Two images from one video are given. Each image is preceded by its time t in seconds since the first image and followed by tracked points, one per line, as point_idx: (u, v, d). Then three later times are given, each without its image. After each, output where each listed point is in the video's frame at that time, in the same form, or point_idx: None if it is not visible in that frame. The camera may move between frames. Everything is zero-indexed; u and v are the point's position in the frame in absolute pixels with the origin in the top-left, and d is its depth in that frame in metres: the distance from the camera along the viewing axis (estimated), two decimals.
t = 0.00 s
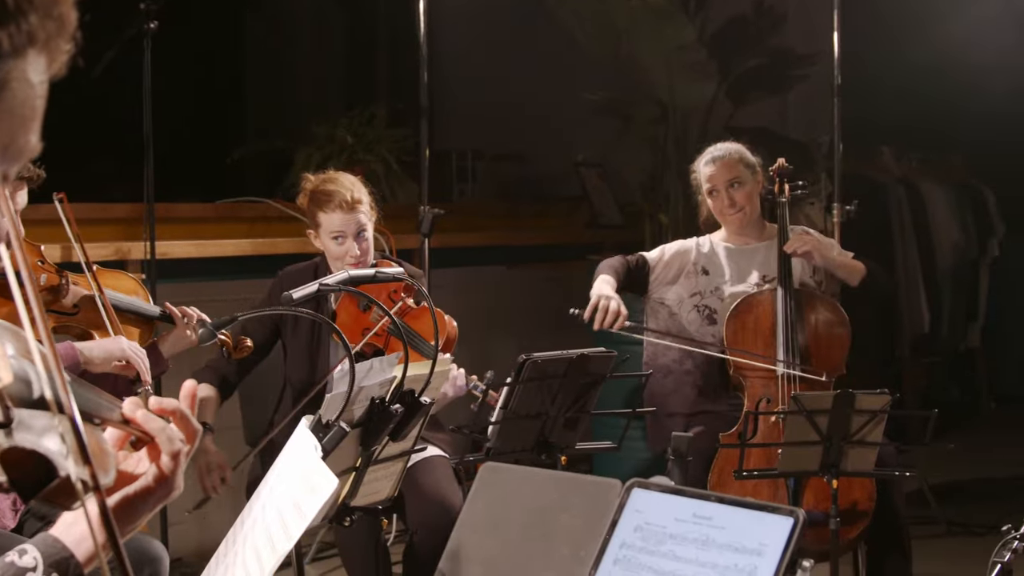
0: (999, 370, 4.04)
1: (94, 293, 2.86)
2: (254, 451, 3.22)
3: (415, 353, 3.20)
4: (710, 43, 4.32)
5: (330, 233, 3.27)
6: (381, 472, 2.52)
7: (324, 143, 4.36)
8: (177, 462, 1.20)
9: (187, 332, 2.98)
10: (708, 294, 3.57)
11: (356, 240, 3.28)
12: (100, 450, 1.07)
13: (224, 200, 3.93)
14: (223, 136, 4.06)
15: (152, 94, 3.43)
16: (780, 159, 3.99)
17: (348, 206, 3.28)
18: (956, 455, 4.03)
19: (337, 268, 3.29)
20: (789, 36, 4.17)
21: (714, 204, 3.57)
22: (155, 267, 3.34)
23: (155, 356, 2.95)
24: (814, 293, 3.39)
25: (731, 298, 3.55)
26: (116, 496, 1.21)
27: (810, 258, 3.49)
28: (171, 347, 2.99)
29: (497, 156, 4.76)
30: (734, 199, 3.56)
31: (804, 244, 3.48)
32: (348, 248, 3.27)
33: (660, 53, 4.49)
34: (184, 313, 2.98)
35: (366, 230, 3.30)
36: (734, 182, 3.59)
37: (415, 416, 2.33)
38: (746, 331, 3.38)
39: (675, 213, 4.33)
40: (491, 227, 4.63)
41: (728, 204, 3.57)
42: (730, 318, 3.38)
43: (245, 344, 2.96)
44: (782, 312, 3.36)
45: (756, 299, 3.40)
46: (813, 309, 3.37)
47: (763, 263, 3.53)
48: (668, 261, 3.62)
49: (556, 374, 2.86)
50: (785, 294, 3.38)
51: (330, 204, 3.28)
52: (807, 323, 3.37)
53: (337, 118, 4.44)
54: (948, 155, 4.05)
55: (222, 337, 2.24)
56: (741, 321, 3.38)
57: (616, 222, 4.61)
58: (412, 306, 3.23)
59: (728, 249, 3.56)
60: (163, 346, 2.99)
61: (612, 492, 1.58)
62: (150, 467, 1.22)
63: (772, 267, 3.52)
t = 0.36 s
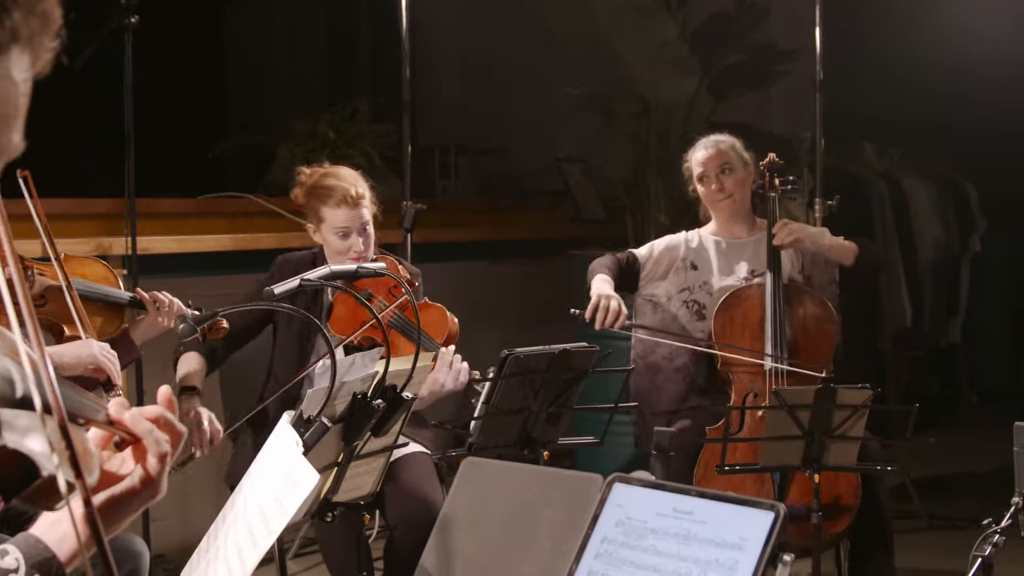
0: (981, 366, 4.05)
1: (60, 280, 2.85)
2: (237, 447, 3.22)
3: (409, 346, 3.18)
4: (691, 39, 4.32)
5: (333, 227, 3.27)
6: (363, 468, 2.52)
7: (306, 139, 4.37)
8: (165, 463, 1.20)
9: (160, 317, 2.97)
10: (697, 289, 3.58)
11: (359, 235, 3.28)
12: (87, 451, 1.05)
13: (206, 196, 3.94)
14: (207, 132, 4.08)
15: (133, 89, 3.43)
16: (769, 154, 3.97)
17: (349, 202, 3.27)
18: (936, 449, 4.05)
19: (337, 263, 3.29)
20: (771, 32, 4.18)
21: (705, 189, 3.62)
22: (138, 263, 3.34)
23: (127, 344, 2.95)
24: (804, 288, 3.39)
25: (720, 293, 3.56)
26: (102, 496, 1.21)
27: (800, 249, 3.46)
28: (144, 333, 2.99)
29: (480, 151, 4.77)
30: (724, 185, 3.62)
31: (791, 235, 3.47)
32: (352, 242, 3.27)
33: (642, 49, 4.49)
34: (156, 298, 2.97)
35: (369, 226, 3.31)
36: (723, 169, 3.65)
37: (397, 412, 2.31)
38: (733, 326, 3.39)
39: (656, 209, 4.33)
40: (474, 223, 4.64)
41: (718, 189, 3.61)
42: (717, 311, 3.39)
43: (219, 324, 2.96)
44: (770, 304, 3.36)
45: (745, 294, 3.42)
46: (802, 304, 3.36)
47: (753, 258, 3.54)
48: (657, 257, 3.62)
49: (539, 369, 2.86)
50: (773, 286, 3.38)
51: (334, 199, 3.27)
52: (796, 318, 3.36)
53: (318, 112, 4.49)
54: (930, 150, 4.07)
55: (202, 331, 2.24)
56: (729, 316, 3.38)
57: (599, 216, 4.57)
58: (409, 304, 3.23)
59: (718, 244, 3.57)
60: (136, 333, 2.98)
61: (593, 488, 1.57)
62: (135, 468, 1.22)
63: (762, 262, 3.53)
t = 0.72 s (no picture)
0: (965, 361, 4.05)
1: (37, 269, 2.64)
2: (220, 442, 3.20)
3: (441, 341, 3.08)
4: (678, 36, 4.32)
5: (353, 220, 3.10)
6: (347, 465, 2.51)
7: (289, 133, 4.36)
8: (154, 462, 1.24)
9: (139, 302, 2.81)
10: (690, 289, 3.45)
11: (376, 230, 3.13)
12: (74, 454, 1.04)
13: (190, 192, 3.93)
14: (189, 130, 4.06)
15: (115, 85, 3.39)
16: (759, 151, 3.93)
17: (367, 194, 3.12)
18: (921, 446, 4.06)
19: (352, 256, 3.11)
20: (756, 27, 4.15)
21: (704, 184, 3.47)
22: (121, 259, 3.33)
23: (106, 330, 2.78)
24: (795, 286, 3.31)
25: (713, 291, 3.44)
26: (87, 491, 1.23)
27: (791, 247, 3.38)
28: (121, 316, 2.81)
29: (466, 148, 4.80)
30: (724, 180, 3.48)
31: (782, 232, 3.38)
32: (371, 236, 3.11)
33: (628, 45, 4.48)
34: (134, 283, 2.81)
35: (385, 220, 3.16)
36: (724, 164, 3.49)
37: (380, 409, 2.32)
38: (725, 324, 3.28)
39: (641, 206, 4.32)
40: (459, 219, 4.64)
41: (719, 186, 3.46)
42: (709, 307, 3.29)
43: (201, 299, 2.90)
44: (763, 302, 3.27)
45: (737, 291, 3.33)
46: (793, 301, 3.28)
47: (747, 256, 3.43)
48: (652, 260, 3.49)
49: (522, 366, 2.85)
50: (766, 282, 3.30)
51: (353, 191, 3.11)
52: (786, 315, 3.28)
53: (303, 109, 4.47)
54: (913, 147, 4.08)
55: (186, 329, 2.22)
56: (721, 313, 3.29)
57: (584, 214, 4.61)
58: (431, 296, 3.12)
59: (711, 241, 3.45)
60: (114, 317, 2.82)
61: (578, 484, 1.56)
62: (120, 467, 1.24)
63: (754, 260, 3.41)
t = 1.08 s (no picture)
0: (948, 359, 4.12)
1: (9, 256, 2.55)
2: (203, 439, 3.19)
3: (445, 342, 2.96)
4: (662, 33, 4.27)
5: (346, 221, 2.77)
6: (332, 462, 2.51)
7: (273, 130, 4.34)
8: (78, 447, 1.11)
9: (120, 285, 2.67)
10: (682, 288, 3.12)
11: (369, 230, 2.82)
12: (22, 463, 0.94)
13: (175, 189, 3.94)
14: (168, 127, 4.14)
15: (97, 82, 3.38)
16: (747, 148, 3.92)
17: (356, 191, 2.78)
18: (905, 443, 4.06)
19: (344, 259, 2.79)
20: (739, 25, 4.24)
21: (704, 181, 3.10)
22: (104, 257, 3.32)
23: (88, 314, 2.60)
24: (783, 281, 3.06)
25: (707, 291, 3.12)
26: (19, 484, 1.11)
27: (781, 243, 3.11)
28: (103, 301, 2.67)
29: (450, 145, 4.84)
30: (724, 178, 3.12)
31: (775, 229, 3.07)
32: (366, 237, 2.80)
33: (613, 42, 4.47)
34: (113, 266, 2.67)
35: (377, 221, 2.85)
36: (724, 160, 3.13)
37: (364, 407, 2.33)
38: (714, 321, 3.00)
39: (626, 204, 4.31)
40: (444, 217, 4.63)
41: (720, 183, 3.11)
42: (699, 304, 3.00)
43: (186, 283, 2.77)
44: (755, 298, 2.99)
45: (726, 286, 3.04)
46: (782, 297, 3.03)
47: (737, 253, 3.13)
48: (646, 259, 3.15)
49: (507, 364, 2.85)
50: (758, 278, 3.01)
51: (346, 189, 2.78)
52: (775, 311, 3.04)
53: (287, 106, 4.46)
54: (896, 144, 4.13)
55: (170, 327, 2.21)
56: (711, 309, 3.00)
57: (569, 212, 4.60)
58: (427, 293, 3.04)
59: (703, 238, 3.14)
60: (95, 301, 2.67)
61: (562, 481, 1.56)
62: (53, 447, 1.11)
63: (744, 257, 3.13)
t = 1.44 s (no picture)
0: (935, 361, 4.22)
1: None
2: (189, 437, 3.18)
3: (409, 311, 2.93)
4: (647, 31, 4.29)
5: (293, 209, 2.68)
6: (317, 460, 2.51)
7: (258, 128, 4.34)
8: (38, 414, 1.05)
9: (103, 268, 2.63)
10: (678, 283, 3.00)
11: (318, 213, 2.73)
12: None
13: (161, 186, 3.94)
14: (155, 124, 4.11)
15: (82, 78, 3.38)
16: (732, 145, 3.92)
17: (295, 178, 2.70)
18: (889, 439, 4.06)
19: (297, 246, 2.70)
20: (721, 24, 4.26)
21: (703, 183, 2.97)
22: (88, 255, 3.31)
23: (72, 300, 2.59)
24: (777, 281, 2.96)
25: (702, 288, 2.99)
26: None
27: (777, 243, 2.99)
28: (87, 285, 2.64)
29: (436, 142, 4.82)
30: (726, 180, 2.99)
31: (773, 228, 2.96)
32: (316, 221, 2.70)
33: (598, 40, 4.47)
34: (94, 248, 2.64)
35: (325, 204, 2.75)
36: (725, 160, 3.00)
37: (349, 405, 2.32)
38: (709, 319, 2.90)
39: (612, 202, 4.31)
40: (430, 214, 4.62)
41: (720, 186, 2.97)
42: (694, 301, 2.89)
43: (171, 265, 2.76)
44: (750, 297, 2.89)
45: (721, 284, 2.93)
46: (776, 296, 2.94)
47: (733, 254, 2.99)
48: (646, 250, 3.03)
49: (492, 361, 2.85)
50: (753, 277, 2.90)
51: (284, 179, 2.70)
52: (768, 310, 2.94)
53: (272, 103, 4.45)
54: (881, 143, 4.24)
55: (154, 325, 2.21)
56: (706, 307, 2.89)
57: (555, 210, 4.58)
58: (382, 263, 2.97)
59: (699, 235, 3.00)
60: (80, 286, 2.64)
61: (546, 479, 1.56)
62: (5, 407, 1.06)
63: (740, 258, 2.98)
